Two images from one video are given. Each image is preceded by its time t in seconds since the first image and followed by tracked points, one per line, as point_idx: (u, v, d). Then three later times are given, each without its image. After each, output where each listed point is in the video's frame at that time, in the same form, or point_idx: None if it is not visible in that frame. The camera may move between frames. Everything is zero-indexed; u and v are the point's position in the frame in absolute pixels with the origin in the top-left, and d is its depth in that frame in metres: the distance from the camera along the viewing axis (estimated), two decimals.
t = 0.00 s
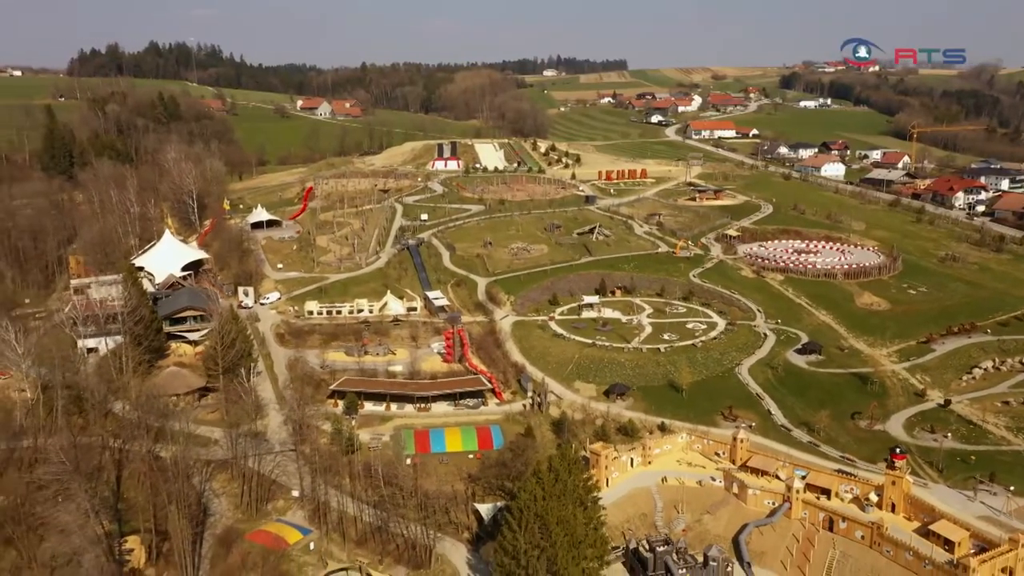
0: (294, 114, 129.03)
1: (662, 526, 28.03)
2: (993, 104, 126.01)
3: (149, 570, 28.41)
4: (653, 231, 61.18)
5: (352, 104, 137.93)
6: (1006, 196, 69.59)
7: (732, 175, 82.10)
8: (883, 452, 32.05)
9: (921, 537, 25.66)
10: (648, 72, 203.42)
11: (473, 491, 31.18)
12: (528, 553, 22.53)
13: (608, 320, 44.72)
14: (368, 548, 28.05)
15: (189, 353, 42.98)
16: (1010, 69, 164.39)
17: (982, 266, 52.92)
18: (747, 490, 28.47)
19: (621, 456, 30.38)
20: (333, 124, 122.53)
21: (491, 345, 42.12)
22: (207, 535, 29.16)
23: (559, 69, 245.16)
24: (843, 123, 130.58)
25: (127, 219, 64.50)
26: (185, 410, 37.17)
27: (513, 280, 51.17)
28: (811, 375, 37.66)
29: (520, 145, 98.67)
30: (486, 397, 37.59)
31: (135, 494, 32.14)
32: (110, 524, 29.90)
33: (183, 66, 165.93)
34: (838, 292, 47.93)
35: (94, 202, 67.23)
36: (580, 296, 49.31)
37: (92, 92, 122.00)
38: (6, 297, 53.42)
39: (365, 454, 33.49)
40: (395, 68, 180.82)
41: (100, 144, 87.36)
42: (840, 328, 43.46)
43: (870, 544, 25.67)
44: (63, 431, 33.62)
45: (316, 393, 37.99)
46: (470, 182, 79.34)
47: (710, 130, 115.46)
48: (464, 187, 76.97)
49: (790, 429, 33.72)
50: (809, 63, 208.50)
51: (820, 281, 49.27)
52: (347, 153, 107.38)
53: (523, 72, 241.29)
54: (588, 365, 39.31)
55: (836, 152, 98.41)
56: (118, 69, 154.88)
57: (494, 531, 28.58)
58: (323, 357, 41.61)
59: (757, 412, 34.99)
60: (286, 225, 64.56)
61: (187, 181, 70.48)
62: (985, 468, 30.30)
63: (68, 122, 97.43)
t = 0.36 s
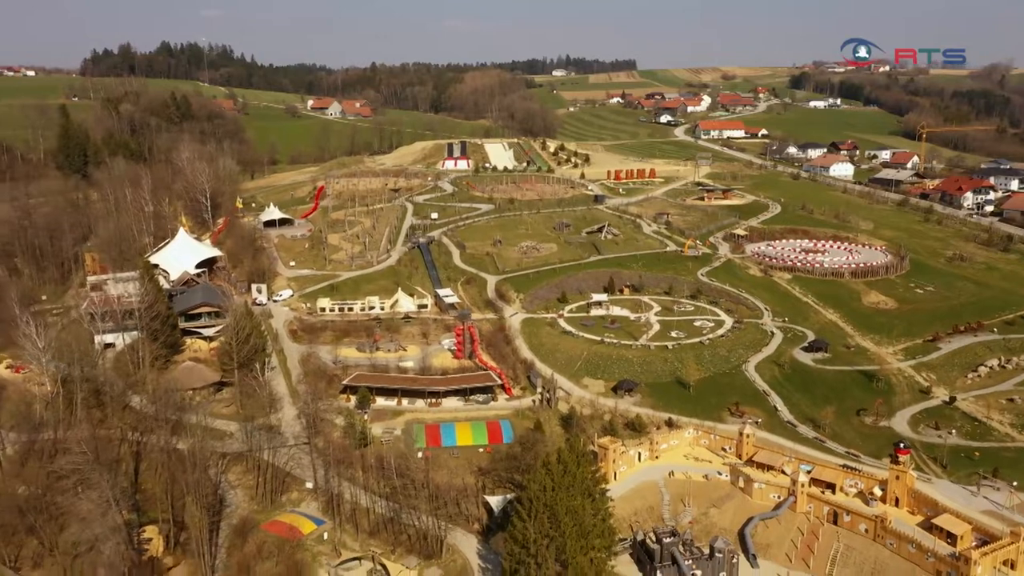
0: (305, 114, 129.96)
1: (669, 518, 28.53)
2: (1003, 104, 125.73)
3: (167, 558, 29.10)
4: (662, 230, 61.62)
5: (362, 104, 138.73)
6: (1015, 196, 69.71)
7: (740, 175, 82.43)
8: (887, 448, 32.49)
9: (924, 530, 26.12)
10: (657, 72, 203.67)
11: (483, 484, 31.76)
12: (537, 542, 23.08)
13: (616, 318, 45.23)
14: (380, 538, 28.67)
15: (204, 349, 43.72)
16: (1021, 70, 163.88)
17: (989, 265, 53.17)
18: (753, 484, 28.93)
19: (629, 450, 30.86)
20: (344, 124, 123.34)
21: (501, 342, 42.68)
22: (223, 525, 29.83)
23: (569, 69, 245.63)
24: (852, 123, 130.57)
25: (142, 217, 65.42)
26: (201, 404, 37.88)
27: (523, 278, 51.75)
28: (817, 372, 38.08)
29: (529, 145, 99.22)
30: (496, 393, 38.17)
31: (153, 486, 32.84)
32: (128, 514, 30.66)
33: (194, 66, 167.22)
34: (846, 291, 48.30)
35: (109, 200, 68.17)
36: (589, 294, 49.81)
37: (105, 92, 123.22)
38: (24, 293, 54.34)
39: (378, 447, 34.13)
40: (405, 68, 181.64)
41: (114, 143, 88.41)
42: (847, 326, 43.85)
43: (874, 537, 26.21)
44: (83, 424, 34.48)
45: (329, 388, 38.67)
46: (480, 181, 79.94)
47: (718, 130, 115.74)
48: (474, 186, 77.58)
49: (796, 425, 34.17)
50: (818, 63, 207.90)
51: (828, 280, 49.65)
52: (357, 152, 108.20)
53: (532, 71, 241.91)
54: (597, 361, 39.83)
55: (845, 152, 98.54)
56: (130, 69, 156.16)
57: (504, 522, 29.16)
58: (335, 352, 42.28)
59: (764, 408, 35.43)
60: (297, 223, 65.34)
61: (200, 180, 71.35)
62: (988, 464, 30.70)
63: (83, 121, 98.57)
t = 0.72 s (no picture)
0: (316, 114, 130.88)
1: (676, 512, 29.03)
2: (1015, 104, 125.36)
3: (185, 547, 29.79)
4: (670, 229, 62.03)
5: (373, 104, 139.50)
6: None
7: (749, 175, 82.73)
8: (892, 444, 32.89)
9: (927, 524, 26.55)
10: (667, 72, 203.82)
11: (493, 477, 32.34)
12: (546, 532, 23.62)
13: (625, 315, 45.72)
14: (392, 529, 29.30)
15: (219, 345, 44.48)
16: None
17: (997, 265, 53.37)
18: (759, 478, 29.41)
19: (636, 445, 31.38)
20: (354, 124, 124.13)
21: (511, 338, 43.23)
22: (239, 515, 30.55)
23: (578, 69, 245.81)
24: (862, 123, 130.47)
25: (156, 215, 66.35)
26: (216, 398, 38.60)
27: (533, 276, 52.31)
28: (823, 369, 38.48)
29: (539, 145, 99.74)
30: (506, 388, 38.73)
31: (170, 478, 33.56)
32: (147, 504, 31.40)
33: (206, 66, 168.46)
34: (853, 289, 48.63)
35: (124, 199, 69.11)
36: (598, 292, 50.31)
37: (118, 92, 124.47)
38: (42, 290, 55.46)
39: (390, 440, 34.76)
40: (415, 68, 182.45)
41: (128, 143, 89.45)
42: (853, 325, 44.21)
43: (878, 529, 26.63)
44: (102, 417, 35.32)
45: (341, 383, 39.34)
46: (490, 181, 80.53)
47: (728, 130, 115.95)
48: (484, 185, 78.17)
49: (802, 421, 34.58)
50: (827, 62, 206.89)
51: (835, 279, 50.01)
52: (368, 152, 108.98)
53: (542, 71, 242.50)
54: (605, 358, 40.34)
55: (855, 152, 98.63)
56: (142, 69, 157.51)
57: (514, 514, 29.72)
58: (348, 349, 42.96)
59: (771, 404, 35.86)
60: (310, 222, 66.08)
61: (213, 179, 72.22)
62: (992, 460, 31.07)
63: (97, 121, 99.71)
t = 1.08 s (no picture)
0: (326, 114, 131.81)
1: (682, 505, 29.54)
2: None
3: (201, 537, 30.44)
4: (678, 228, 62.45)
5: (382, 104, 140.25)
6: None
7: (757, 174, 83.03)
8: (897, 439, 33.30)
9: (931, 518, 26.91)
10: (676, 72, 203.99)
11: (503, 470, 32.92)
12: (555, 522, 24.18)
13: (633, 313, 46.23)
14: (404, 521, 29.93)
15: (233, 341, 45.24)
16: None
17: (1005, 264, 53.58)
18: (764, 472, 29.88)
19: (644, 439, 31.89)
20: (364, 123, 124.91)
21: (520, 335, 43.78)
22: (255, 506, 31.27)
23: (587, 69, 246.07)
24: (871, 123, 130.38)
25: (170, 213, 67.30)
26: (231, 392, 39.33)
27: (542, 274, 52.85)
28: (830, 366, 38.88)
29: (548, 144, 100.25)
30: (515, 384, 39.27)
31: (186, 470, 34.29)
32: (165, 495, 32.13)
33: (217, 66, 169.74)
34: (860, 288, 48.99)
35: (138, 198, 70.08)
36: (606, 290, 50.80)
37: (131, 92, 125.72)
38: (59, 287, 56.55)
39: (401, 434, 35.38)
40: (424, 68, 183.25)
41: (142, 142, 90.50)
42: (860, 323, 44.57)
43: (882, 523, 27.04)
44: (121, 410, 36.12)
45: (353, 378, 39.99)
46: (499, 180, 81.12)
47: (736, 130, 116.18)
48: (493, 185, 78.76)
49: (808, 417, 35.00)
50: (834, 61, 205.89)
51: (842, 277, 50.38)
52: (378, 152, 109.78)
53: (551, 71, 243.03)
54: (614, 355, 40.86)
55: (863, 152, 98.74)
56: (154, 69, 158.96)
57: (523, 507, 30.27)
58: (360, 345, 43.63)
59: (777, 401, 36.30)
60: (321, 221, 66.83)
61: (226, 178, 73.06)
62: (996, 456, 31.44)
63: (110, 121, 100.88)
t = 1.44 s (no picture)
0: (336, 114, 132.65)
1: (689, 498, 30.06)
2: None
3: (217, 527, 31.08)
4: (687, 227, 62.87)
5: (392, 104, 141.01)
6: None
7: (765, 174, 83.29)
8: (902, 436, 33.70)
9: (934, 512, 27.36)
10: (685, 72, 204.07)
11: (512, 464, 33.50)
12: (564, 512, 24.78)
13: (641, 311, 46.72)
14: (416, 512, 30.56)
15: (247, 337, 45.96)
16: None
17: (1012, 264, 53.75)
18: (770, 466, 30.39)
19: (651, 434, 32.42)
20: (374, 123, 125.71)
21: (530, 332, 44.31)
22: (269, 497, 31.95)
23: (596, 69, 246.25)
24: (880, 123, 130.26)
25: (183, 212, 68.18)
26: (246, 387, 40.06)
27: (551, 273, 53.38)
28: (836, 364, 39.28)
29: (557, 144, 100.73)
30: (524, 380, 39.84)
31: (202, 462, 35.05)
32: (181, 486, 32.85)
33: (228, 66, 170.92)
34: (867, 287, 49.32)
35: (152, 196, 71.06)
36: (614, 288, 51.27)
37: (144, 92, 126.93)
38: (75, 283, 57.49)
39: (412, 429, 36.00)
40: (433, 68, 184.00)
41: (155, 142, 91.50)
42: (866, 321, 44.92)
43: (885, 516, 27.52)
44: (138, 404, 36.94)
45: (365, 373, 40.64)
46: (508, 179, 81.72)
47: (745, 130, 116.36)
48: (503, 184, 79.30)
49: (814, 414, 35.44)
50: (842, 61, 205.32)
51: (849, 276, 50.73)
52: (388, 151, 110.50)
53: (559, 71, 243.52)
54: (622, 352, 41.37)
55: (872, 152, 98.82)
56: (165, 69, 160.28)
57: (533, 499, 30.84)
58: (371, 341, 44.29)
59: (783, 398, 36.74)
60: (332, 219, 67.52)
61: (238, 177, 73.89)
62: (1000, 451, 31.80)
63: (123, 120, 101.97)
